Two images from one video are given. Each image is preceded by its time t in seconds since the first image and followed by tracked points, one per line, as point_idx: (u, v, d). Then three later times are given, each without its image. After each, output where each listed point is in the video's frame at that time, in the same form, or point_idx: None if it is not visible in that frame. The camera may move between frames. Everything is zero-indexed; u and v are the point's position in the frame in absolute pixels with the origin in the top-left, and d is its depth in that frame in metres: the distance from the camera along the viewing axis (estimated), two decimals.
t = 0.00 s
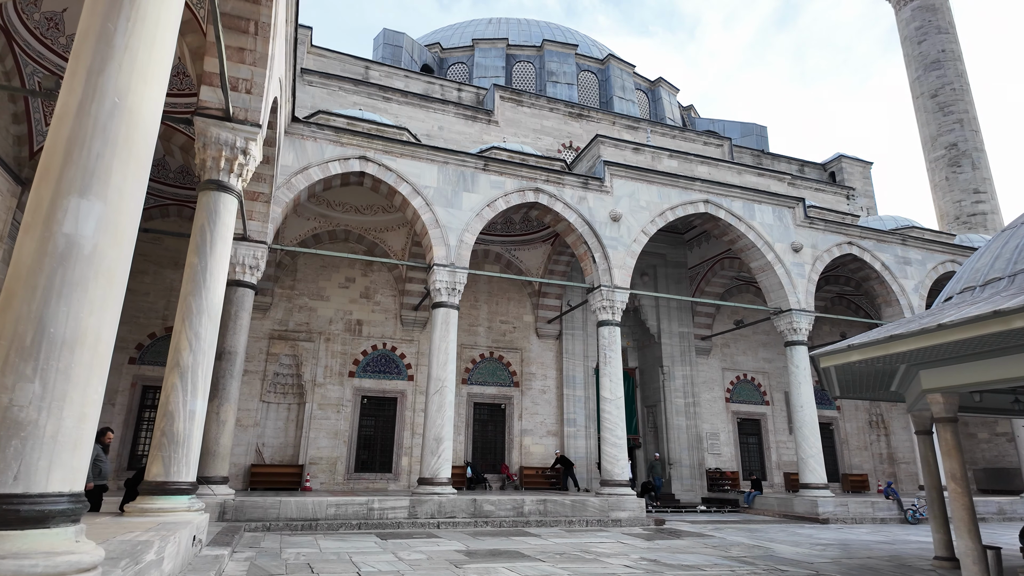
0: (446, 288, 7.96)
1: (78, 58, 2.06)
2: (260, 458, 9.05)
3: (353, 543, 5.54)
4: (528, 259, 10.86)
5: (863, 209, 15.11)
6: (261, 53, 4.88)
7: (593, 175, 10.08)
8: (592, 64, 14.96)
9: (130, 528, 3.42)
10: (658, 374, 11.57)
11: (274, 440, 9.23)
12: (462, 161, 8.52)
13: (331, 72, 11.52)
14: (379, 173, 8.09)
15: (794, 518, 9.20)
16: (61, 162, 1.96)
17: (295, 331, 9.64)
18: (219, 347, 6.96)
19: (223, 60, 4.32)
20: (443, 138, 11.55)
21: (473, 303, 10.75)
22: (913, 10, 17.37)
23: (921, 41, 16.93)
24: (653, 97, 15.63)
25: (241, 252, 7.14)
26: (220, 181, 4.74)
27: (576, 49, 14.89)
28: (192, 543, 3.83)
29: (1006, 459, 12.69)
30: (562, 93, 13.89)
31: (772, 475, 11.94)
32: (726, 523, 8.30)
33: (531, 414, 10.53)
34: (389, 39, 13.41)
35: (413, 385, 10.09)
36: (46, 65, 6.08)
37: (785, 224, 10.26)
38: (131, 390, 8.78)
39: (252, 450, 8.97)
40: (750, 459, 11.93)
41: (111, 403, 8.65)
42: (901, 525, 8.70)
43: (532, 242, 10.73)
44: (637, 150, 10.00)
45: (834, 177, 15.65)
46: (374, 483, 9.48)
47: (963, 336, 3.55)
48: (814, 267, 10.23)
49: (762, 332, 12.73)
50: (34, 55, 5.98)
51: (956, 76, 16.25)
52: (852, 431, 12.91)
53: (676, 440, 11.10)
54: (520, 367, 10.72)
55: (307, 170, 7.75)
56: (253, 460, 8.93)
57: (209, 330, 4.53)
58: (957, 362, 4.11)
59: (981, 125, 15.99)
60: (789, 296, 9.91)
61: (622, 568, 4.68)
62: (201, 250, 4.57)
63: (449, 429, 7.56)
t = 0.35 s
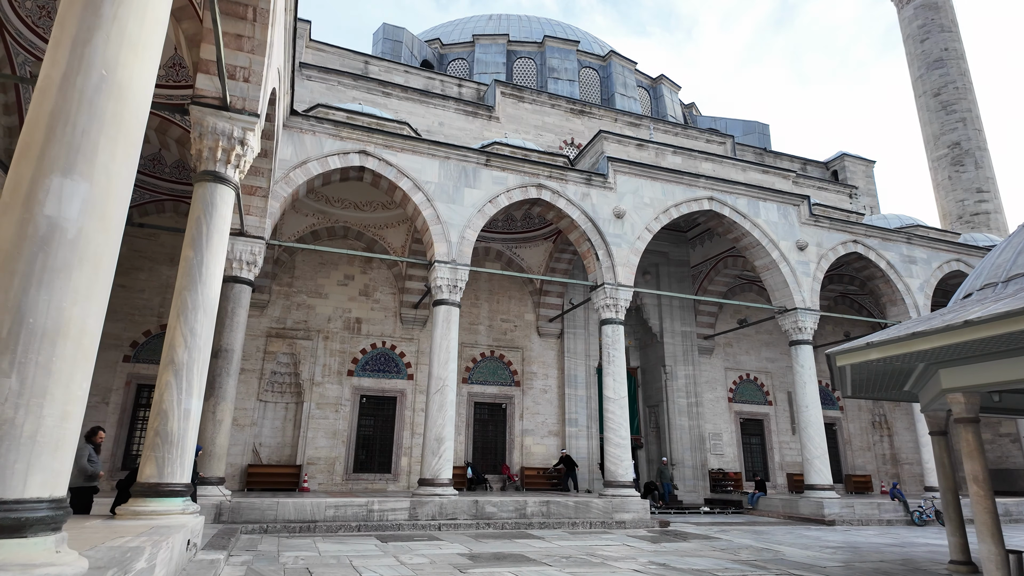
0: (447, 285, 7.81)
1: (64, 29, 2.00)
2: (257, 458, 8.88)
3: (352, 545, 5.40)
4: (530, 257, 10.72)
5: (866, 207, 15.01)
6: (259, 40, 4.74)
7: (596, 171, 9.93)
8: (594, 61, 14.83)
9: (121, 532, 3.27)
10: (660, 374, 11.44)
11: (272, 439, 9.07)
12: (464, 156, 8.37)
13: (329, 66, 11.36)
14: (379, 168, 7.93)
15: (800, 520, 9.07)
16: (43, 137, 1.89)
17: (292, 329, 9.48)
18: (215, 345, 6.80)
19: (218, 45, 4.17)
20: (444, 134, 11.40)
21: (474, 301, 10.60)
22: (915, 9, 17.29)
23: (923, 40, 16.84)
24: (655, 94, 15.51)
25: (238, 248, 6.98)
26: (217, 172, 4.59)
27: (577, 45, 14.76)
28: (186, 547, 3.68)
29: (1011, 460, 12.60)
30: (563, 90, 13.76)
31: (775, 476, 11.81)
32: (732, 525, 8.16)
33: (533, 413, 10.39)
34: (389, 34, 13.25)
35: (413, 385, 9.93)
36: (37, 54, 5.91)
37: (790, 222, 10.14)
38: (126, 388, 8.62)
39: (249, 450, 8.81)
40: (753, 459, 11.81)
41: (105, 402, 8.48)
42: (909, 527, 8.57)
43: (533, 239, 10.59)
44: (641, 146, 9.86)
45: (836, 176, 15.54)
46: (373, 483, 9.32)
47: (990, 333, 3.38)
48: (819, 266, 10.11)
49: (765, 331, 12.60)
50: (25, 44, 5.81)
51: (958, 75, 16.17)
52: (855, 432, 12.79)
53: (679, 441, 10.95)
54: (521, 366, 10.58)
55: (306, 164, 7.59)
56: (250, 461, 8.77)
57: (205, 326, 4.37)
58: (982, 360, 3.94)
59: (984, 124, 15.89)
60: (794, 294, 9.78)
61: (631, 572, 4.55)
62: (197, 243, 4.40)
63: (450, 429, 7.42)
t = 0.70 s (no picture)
0: (447, 280, 7.65)
1: None
2: (253, 456, 8.72)
3: (349, 545, 5.25)
4: (530, 253, 10.56)
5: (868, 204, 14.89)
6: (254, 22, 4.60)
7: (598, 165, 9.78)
8: (594, 55, 14.68)
9: (105, 531, 3.10)
10: (662, 371, 11.30)
11: (267, 438, 8.91)
12: (464, 148, 8.21)
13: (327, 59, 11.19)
14: (377, 160, 7.77)
15: (804, 518, 8.93)
16: (12, 97, 1.77)
17: (289, 325, 9.31)
18: (209, 340, 6.62)
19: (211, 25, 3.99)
20: (443, 127, 11.23)
21: (473, 297, 10.45)
22: (917, 4, 17.16)
23: (925, 36, 16.74)
24: (655, 89, 15.37)
25: (233, 240, 6.82)
26: (209, 159, 4.42)
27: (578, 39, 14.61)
28: (175, 548, 3.52)
29: (1014, 459, 12.51)
30: (563, 84, 13.60)
31: (778, 474, 11.68)
32: (736, 524, 8.03)
33: (533, 411, 10.24)
34: (387, 27, 13.08)
35: (411, 382, 9.77)
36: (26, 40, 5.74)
37: (794, 217, 10.01)
38: (119, 385, 8.45)
39: (245, 449, 8.64)
40: (755, 458, 11.68)
41: (96, 399, 8.32)
42: (915, 526, 8.45)
43: (533, 235, 10.44)
44: (644, 139, 9.71)
45: (838, 172, 15.43)
46: (371, 482, 9.16)
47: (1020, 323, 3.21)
48: (824, 261, 9.98)
49: (767, 328, 12.48)
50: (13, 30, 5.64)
51: (961, 71, 16.07)
52: (858, 430, 12.68)
53: (681, 439, 10.81)
54: (521, 363, 10.43)
55: (302, 156, 7.42)
56: (245, 459, 8.60)
57: (197, 318, 4.20)
58: (1006, 353, 3.77)
59: (986, 121, 15.80)
60: (798, 290, 9.65)
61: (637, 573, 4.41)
62: (189, 232, 4.24)
63: (450, 426, 7.27)
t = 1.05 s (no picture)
0: (448, 276, 7.49)
1: None
2: (250, 456, 8.56)
3: (348, 549, 5.10)
4: (531, 251, 10.41)
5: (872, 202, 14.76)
6: (250, 7, 4.44)
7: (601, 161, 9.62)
8: (596, 52, 14.53)
9: (92, 537, 2.94)
10: (665, 371, 11.15)
11: (265, 438, 8.75)
12: (465, 143, 8.06)
13: (326, 53, 11.02)
14: (377, 155, 7.61)
15: (810, 520, 8.78)
16: None
17: (286, 323, 9.14)
18: (205, 337, 6.46)
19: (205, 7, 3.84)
20: (443, 123, 11.07)
21: (474, 295, 10.30)
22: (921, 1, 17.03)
23: (929, 33, 16.62)
24: (658, 86, 15.23)
25: (229, 236, 6.67)
26: (204, 148, 4.26)
27: (579, 35, 14.46)
28: (168, 553, 3.37)
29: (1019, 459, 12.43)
30: (565, 80, 13.45)
31: (782, 475, 11.54)
32: (742, 526, 7.90)
33: (534, 411, 10.08)
34: (387, 21, 12.91)
35: (411, 381, 9.61)
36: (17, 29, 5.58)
37: (800, 214, 9.87)
38: (113, 384, 8.29)
39: (242, 449, 8.49)
40: (759, 458, 11.54)
41: (90, 398, 8.16)
42: (924, 528, 8.31)
43: (535, 232, 10.29)
44: (648, 135, 9.56)
45: (841, 170, 15.29)
46: (370, 483, 9.00)
47: None
48: (830, 259, 9.84)
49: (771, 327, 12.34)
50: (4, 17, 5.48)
51: (965, 69, 15.96)
52: (862, 430, 12.54)
53: (684, 439, 10.66)
54: (523, 362, 10.28)
55: (301, 150, 7.26)
56: (242, 459, 8.45)
57: (191, 313, 4.05)
58: None
59: (990, 119, 15.68)
60: (804, 288, 9.51)
61: None
62: (182, 224, 4.08)
63: (451, 426, 7.12)
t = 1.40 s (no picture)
0: (451, 273, 7.35)
1: None
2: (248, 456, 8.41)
3: (351, 551, 4.96)
4: (534, 248, 10.28)
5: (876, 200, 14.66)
6: None
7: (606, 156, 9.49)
8: (598, 48, 14.41)
9: (84, 541, 2.80)
10: (668, 370, 11.03)
11: (264, 437, 8.61)
12: (469, 137, 7.92)
13: (326, 47, 10.88)
14: (378, 149, 7.47)
15: (817, 521, 8.65)
16: None
17: (286, 321, 9.00)
18: (203, 334, 6.31)
19: None
20: (445, 119, 10.93)
21: (476, 293, 10.16)
22: None
23: (933, 31, 16.52)
24: (660, 83, 15.11)
25: (228, 230, 6.52)
26: (203, 138, 4.12)
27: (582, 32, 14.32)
28: (164, 557, 3.23)
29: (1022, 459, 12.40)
30: (567, 76, 13.32)
31: (786, 476, 11.42)
32: (748, 527, 7.78)
33: (537, 410, 9.95)
34: (388, 16, 12.77)
35: (413, 379, 9.47)
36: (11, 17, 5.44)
37: (807, 212, 9.75)
38: (109, 382, 8.14)
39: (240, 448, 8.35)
40: (763, 459, 11.42)
41: (86, 396, 8.01)
42: (933, 530, 8.20)
43: (538, 229, 10.16)
44: (653, 131, 9.43)
45: (845, 168, 15.18)
46: (370, 483, 8.86)
47: None
48: (836, 257, 9.72)
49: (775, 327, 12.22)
50: None
51: (969, 67, 15.87)
52: (866, 430, 12.43)
53: (688, 439, 10.53)
54: (525, 361, 10.15)
55: (301, 143, 7.12)
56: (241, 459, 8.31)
57: (189, 308, 3.90)
58: None
59: (995, 117, 15.58)
60: (811, 287, 9.39)
61: None
62: (180, 216, 3.94)
63: (454, 426, 6.99)
